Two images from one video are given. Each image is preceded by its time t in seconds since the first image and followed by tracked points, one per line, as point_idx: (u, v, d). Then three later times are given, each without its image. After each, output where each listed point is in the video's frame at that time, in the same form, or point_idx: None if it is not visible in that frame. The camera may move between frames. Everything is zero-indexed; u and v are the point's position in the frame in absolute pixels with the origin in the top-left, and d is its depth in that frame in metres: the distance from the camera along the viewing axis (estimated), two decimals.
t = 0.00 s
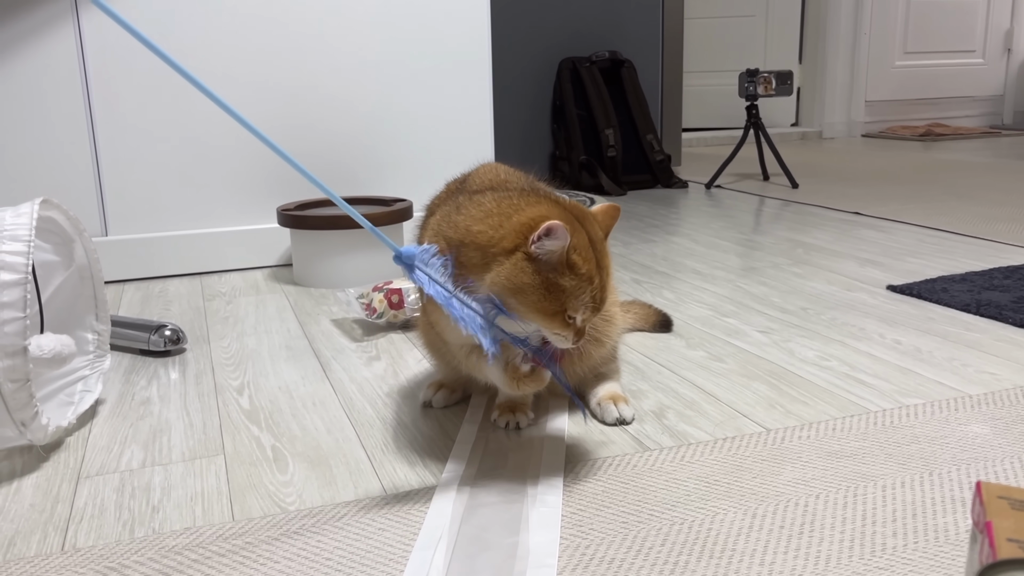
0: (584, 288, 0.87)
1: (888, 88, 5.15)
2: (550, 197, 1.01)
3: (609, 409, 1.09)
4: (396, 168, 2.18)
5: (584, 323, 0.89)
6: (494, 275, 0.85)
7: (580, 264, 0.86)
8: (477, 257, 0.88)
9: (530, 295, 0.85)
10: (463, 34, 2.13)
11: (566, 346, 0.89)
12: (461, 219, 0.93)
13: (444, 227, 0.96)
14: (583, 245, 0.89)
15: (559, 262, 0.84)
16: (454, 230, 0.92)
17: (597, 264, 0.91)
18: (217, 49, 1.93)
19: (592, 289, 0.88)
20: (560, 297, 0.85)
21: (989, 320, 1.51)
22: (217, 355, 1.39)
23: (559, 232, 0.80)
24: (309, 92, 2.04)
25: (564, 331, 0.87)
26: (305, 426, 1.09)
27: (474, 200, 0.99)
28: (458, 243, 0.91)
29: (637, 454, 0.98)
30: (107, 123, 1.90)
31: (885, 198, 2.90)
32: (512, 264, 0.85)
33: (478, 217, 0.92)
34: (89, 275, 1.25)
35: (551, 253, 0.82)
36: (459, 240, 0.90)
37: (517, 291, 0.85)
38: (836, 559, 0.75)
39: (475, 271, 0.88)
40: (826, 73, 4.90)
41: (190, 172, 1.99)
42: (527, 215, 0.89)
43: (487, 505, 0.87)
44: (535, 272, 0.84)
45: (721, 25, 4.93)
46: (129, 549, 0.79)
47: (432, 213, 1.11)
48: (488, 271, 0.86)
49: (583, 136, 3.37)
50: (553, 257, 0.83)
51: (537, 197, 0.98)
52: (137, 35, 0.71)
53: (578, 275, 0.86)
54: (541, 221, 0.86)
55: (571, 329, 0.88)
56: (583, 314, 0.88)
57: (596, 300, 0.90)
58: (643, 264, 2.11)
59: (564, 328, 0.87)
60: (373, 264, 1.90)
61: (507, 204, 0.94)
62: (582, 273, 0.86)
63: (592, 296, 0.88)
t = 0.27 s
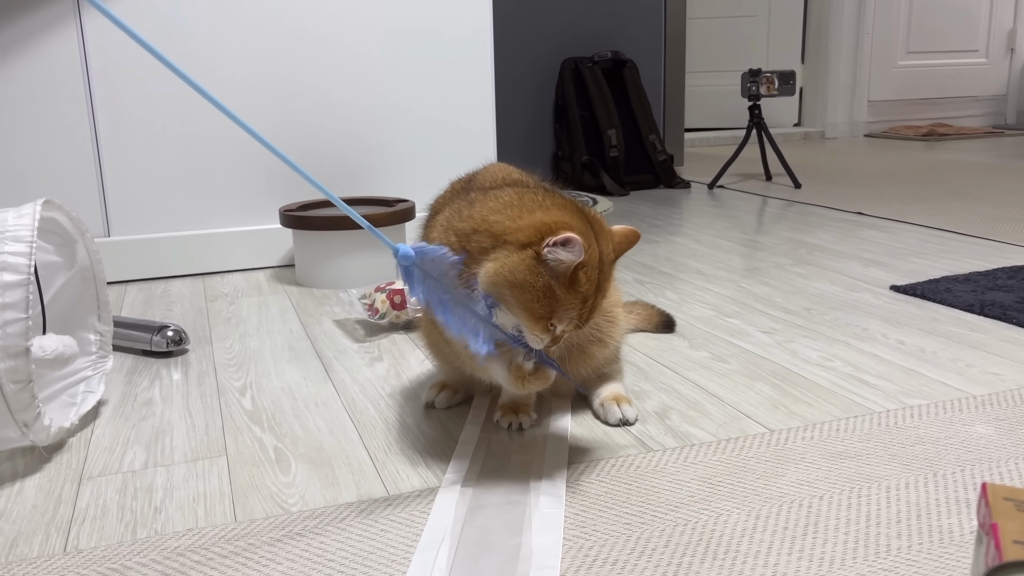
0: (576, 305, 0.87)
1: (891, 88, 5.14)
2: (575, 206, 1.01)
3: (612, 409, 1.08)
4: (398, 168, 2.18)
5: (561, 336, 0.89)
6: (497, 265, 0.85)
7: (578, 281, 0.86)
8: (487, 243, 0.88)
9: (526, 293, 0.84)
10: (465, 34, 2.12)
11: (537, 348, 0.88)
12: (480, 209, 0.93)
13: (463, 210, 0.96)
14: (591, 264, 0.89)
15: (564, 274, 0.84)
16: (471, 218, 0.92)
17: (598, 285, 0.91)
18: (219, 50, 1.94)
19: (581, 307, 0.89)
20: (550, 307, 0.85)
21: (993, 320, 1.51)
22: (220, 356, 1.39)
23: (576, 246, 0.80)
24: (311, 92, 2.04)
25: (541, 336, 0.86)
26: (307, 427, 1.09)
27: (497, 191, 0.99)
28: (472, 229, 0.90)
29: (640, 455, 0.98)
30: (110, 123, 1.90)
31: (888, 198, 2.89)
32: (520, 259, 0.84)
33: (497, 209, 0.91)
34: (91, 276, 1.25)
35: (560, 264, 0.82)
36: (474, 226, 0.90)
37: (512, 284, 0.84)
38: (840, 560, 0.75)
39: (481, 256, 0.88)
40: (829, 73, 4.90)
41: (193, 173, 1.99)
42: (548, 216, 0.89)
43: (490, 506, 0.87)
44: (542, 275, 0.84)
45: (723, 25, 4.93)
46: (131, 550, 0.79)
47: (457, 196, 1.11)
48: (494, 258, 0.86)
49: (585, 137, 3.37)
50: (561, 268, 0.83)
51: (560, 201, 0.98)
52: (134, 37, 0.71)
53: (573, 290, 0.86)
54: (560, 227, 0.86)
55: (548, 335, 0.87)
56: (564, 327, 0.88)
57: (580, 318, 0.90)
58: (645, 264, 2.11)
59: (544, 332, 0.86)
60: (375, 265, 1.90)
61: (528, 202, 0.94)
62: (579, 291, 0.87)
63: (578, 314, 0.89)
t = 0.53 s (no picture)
0: (577, 291, 0.88)
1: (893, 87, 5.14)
2: (563, 192, 1.00)
3: (614, 409, 1.09)
4: (399, 168, 2.18)
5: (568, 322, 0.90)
6: (494, 263, 0.85)
7: (576, 268, 0.87)
8: (480, 242, 0.88)
9: (524, 290, 0.85)
10: (466, 34, 2.12)
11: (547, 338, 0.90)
12: (469, 207, 0.93)
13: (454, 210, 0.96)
14: (586, 248, 0.88)
15: (558, 265, 0.85)
16: (462, 217, 0.92)
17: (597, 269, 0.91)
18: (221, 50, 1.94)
19: (583, 293, 0.89)
20: (552, 298, 0.86)
21: (995, 319, 1.51)
22: (222, 356, 1.39)
23: (564, 237, 0.80)
24: (313, 92, 2.04)
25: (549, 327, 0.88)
26: (310, 427, 1.09)
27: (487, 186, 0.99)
28: (463, 229, 0.91)
29: (641, 454, 0.98)
30: (112, 123, 1.90)
31: (890, 197, 2.89)
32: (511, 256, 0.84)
33: (487, 205, 0.92)
34: (94, 274, 1.26)
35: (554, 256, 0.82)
36: (465, 226, 0.90)
37: (512, 284, 0.85)
38: (842, 559, 0.75)
39: (476, 255, 0.88)
40: (831, 71, 4.89)
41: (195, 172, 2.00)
42: (537, 208, 0.89)
43: (492, 505, 0.87)
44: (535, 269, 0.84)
45: (725, 24, 4.93)
46: (134, 550, 0.79)
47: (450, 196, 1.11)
48: (488, 257, 0.86)
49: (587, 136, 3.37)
50: (554, 260, 0.83)
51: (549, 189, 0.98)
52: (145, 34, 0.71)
53: (572, 278, 0.87)
54: (549, 219, 0.86)
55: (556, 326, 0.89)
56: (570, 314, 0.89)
57: (584, 303, 0.91)
58: (647, 264, 2.11)
59: (550, 324, 0.87)
60: (377, 264, 1.90)
61: (518, 194, 0.94)
62: (578, 279, 0.87)
63: (582, 300, 0.89)
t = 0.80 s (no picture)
0: (581, 292, 0.88)
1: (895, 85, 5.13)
2: (562, 198, 1.01)
3: (614, 407, 1.09)
4: (400, 166, 2.18)
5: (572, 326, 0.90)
6: (496, 267, 0.85)
7: (579, 269, 0.87)
8: (481, 248, 0.88)
9: (528, 291, 0.85)
10: (466, 31, 2.12)
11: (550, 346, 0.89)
12: (467, 212, 0.93)
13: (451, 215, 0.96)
14: (587, 251, 0.89)
15: (563, 264, 0.85)
16: (460, 222, 0.93)
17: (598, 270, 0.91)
18: (221, 48, 1.94)
19: (587, 295, 0.89)
20: (556, 298, 0.85)
21: (995, 317, 1.50)
22: (222, 354, 1.39)
23: (568, 234, 0.81)
24: (313, 91, 2.04)
25: (552, 332, 0.87)
26: (310, 425, 1.09)
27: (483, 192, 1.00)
28: (463, 236, 0.91)
29: (641, 452, 0.98)
30: (112, 122, 1.91)
31: (891, 195, 2.89)
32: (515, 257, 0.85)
33: (486, 209, 0.92)
34: (93, 273, 1.26)
35: (557, 254, 0.83)
36: (464, 232, 0.91)
37: (516, 285, 0.85)
38: (841, 557, 0.75)
39: (477, 261, 0.88)
40: (832, 69, 4.88)
41: (195, 171, 2.00)
42: (536, 211, 0.90)
43: (492, 503, 0.87)
44: (539, 268, 0.84)
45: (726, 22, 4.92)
46: (134, 548, 0.79)
47: (444, 200, 1.12)
48: (491, 261, 0.87)
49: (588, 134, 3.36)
50: (559, 258, 0.83)
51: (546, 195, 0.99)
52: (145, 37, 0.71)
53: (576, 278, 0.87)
54: (549, 221, 0.87)
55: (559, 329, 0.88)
56: (574, 317, 0.89)
57: (587, 306, 0.91)
58: (647, 262, 2.10)
59: (554, 327, 0.87)
60: (377, 263, 1.90)
61: (515, 198, 0.95)
62: (581, 277, 0.87)
63: (586, 302, 0.89)
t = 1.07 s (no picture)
0: (589, 292, 0.87)
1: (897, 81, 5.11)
2: (570, 196, 1.02)
3: (615, 404, 1.08)
4: (400, 164, 2.17)
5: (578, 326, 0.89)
6: (504, 264, 0.85)
7: (588, 267, 0.87)
8: (488, 244, 0.88)
9: (536, 288, 0.84)
10: (467, 28, 2.12)
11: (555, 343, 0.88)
12: (475, 207, 0.93)
13: (461, 208, 0.96)
14: (595, 250, 0.89)
15: (571, 262, 0.85)
16: (467, 217, 0.92)
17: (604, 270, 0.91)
18: (222, 44, 1.93)
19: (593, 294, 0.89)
20: (564, 297, 0.85)
21: (998, 314, 1.50)
22: (222, 352, 1.39)
23: (579, 233, 0.81)
24: (313, 88, 2.04)
25: (558, 329, 0.86)
26: (310, 422, 1.09)
27: (492, 188, 0.99)
28: (470, 230, 0.90)
29: (643, 450, 0.98)
30: (112, 119, 1.90)
31: (893, 192, 2.88)
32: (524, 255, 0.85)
33: (495, 205, 0.92)
34: (93, 269, 1.26)
35: (566, 252, 0.83)
36: (472, 225, 0.90)
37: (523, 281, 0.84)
38: (844, 555, 0.75)
39: (484, 256, 0.88)
40: (833, 66, 4.87)
41: (196, 168, 1.99)
42: (546, 210, 0.90)
43: (492, 500, 0.87)
44: (547, 266, 0.84)
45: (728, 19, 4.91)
46: (134, 546, 0.79)
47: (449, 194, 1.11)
48: (499, 258, 0.86)
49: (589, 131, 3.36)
50: (567, 257, 0.83)
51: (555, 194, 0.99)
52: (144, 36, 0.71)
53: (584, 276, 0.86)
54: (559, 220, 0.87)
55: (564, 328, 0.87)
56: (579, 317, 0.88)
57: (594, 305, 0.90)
58: (648, 259, 2.10)
59: (561, 326, 0.86)
60: (378, 260, 1.89)
61: (525, 196, 0.95)
62: (589, 277, 0.87)
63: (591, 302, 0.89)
